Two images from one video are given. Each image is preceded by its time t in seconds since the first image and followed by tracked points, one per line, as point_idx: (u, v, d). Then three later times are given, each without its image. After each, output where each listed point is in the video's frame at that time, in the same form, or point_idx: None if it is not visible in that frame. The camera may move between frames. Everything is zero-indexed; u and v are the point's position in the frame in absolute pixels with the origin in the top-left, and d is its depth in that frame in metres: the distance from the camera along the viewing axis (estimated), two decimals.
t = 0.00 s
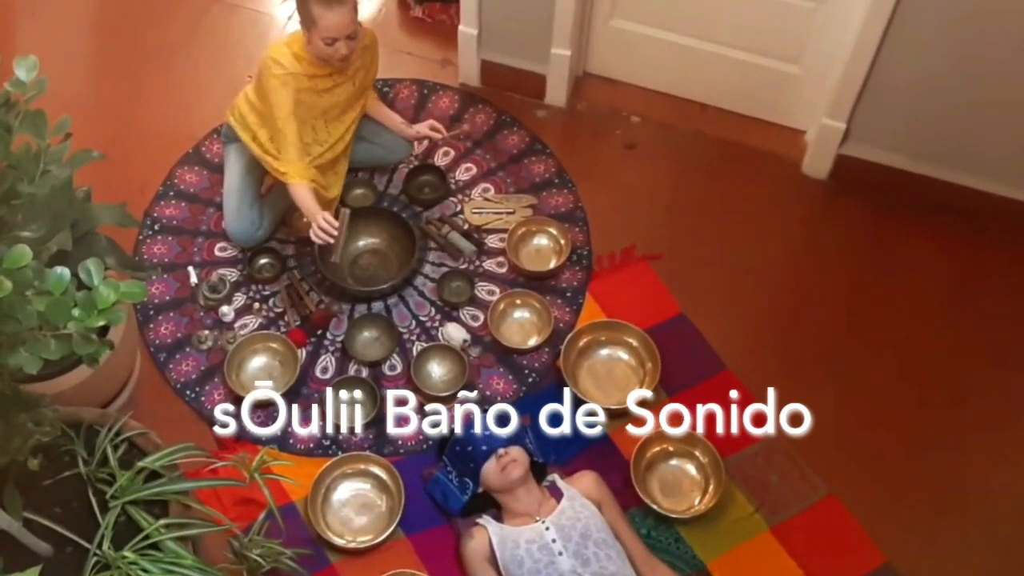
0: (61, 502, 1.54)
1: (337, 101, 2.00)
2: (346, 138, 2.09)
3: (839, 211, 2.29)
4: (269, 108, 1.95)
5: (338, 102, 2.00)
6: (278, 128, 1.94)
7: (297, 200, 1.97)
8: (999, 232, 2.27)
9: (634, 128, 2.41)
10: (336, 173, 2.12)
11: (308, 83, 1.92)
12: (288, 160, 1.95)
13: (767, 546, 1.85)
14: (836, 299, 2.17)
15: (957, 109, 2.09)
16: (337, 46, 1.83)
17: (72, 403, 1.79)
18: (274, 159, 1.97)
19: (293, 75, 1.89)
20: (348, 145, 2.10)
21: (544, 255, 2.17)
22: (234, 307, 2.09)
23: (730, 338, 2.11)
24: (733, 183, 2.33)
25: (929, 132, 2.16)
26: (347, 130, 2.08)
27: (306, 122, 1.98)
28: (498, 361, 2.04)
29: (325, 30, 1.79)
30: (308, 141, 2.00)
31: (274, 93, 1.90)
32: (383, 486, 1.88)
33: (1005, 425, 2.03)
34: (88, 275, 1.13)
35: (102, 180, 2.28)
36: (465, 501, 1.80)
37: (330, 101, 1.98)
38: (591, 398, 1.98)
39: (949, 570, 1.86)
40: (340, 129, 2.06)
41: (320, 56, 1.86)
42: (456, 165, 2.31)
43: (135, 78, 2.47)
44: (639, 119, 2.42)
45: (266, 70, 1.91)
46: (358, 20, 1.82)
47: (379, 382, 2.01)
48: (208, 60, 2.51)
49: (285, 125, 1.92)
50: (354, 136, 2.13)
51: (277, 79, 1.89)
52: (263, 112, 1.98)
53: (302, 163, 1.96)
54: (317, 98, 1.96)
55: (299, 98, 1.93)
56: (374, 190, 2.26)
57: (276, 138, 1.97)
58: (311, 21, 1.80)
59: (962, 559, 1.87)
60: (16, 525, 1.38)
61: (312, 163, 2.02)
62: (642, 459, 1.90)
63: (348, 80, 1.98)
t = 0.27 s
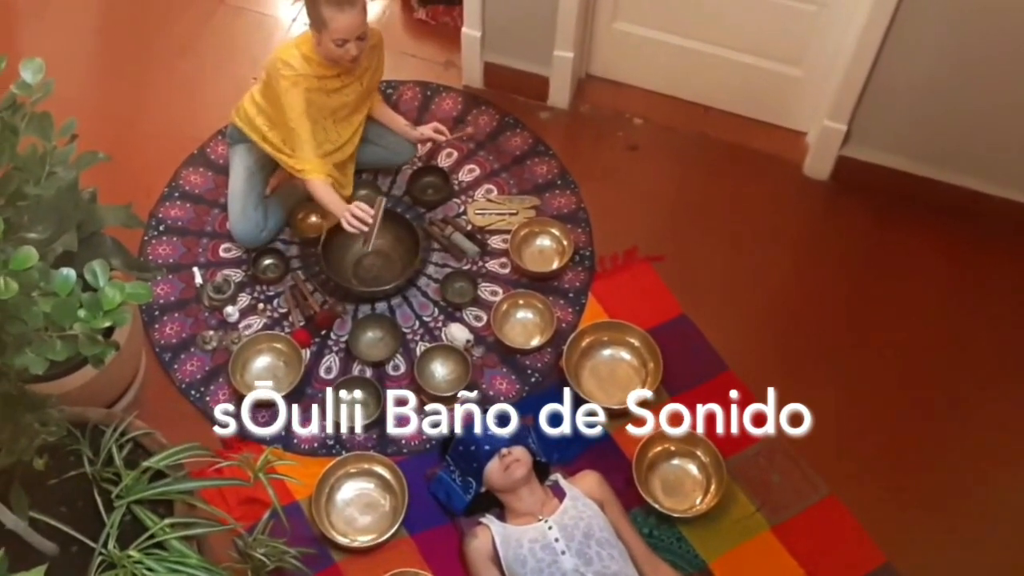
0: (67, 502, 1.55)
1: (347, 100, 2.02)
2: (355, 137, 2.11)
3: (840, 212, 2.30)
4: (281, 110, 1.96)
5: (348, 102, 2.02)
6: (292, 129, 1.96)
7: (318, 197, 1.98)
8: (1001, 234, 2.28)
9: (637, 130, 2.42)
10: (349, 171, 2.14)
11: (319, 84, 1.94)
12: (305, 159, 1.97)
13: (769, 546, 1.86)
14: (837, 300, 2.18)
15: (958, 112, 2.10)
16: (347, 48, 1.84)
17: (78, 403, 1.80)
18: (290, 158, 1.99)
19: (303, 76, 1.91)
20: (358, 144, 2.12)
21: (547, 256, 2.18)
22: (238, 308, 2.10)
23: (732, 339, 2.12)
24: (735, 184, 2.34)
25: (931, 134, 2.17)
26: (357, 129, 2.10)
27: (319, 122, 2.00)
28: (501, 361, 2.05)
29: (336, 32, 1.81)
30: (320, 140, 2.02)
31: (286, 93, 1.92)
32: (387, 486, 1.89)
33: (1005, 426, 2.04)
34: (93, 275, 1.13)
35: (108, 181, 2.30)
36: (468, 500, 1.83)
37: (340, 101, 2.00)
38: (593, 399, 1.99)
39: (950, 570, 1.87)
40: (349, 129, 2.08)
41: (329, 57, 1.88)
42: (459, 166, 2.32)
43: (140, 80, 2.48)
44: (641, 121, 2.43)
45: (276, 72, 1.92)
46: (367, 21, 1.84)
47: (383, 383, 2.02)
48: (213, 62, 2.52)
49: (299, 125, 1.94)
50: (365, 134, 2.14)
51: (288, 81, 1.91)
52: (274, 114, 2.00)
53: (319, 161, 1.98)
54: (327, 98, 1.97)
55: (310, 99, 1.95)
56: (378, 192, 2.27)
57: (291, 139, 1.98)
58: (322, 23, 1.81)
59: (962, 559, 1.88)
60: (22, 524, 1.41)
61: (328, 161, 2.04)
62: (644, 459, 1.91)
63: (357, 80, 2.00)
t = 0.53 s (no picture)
0: (76, 503, 1.57)
1: (357, 102, 2.03)
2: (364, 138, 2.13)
3: (843, 216, 2.31)
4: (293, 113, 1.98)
5: (358, 103, 2.04)
6: (304, 130, 1.97)
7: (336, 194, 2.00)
8: (1003, 237, 2.29)
9: (641, 133, 2.43)
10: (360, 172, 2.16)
11: (330, 85, 1.95)
12: (320, 159, 1.98)
13: (771, 546, 1.87)
14: (840, 302, 2.19)
15: (959, 116, 2.11)
16: (358, 50, 1.86)
17: (86, 404, 1.82)
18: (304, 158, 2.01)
19: (314, 79, 1.93)
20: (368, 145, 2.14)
21: (551, 259, 2.20)
22: (245, 310, 2.12)
23: (735, 341, 2.13)
24: (738, 187, 2.35)
25: (932, 138, 2.18)
26: (366, 130, 2.12)
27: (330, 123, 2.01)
28: (506, 363, 2.07)
29: (347, 35, 1.82)
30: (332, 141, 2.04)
31: (297, 96, 1.94)
32: (393, 486, 1.90)
33: (1007, 428, 2.05)
34: (102, 279, 1.15)
35: (116, 184, 2.32)
36: (473, 501, 1.83)
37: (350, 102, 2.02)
38: (598, 400, 2.00)
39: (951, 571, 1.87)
40: (358, 129, 2.10)
41: (340, 59, 1.90)
42: (464, 170, 2.34)
43: (149, 85, 2.51)
44: (645, 125, 2.44)
45: (286, 75, 1.94)
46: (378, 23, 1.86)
47: (388, 384, 2.04)
48: (221, 66, 2.54)
49: (312, 126, 1.96)
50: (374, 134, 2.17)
51: (299, 83, 1.93)
52: (286, 116, 2.02)
53: (334, 160, 2.00)
54: (338, 100, 1.99)
55: (322, 100, 1.96)
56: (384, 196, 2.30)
57: (304, 140, 2.00)
58: (333, 26, 1.83)
59: (963, 560, 1.89)
60: (30, 525, 1.43)
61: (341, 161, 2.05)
62: (647, 460, 1.92)
63: (366, 81, 2.01)
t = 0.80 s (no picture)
0: (86, 504, 1.59)
1: (368, 104, 2.05)
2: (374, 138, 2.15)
3: (847, 219, 2.32)
4: (305, 115, 2.00)
5: (369, 104, 2.05)
6: (318, 132, 1.99)
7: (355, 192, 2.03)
8: (1008, 240, 2.29)
9: (646, 137, 2.45)
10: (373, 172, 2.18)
11: (341, 87, 1.97)
12: (336, 159, 2.01)
13: (776, 548, 1.88)
14: (844, 305, 2.20)
15: (962, 120, 2.12)
16: (369, 52, 1.88)
17: (96, 406, 1.84)
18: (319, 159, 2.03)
19: (326, 81, 1.95)
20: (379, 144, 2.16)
21: (557, 262, 2.21)
22: (254, 313, 2.14)
23: (740, 344, 2.14)
24: (743, 191, 2.37)
25: (935, 142, 2.19)
26: (376, 130, 2.14)
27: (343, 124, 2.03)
28: (512, 365, 2.08)
29: (359, 37, 1.84)
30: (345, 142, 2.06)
31: (310, 98, 1.96)
32: (400, 488, 1.92)
33: (1011, 431, 2.05)
34: (111, 282, 1.17)
35: (126, 188, 2.34)
36: (480, 502, 1.83)
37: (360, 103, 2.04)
38: (604, 402, 2.01)
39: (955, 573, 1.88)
40: (368, 129, 2.12)
41: (351, 61, 1.92)
42: (471, 174, 2.36)
43: (158, 89, 2.53)
44: (650, 129, 2.46)
45: (298, 78, 1.96)
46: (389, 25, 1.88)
47: (396, 386, 2.05)
48: (230, 71, 2.57)
49: (326, 128, 1.98)
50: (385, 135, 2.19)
51: (311, 86, 1.95)
52: (299, 118, 2.04)
53: (350, 160, 2.02)
54: (349, 101, 2.01)
55: (334, 102, 1.98)
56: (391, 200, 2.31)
57: (317, 142, 2.02)
58: (345, 28, 1.85)
59: (967, 562, 1.89)
60: (41, 525, 1.45)
61: (355, 161, 2.08)
62: (653, 462, 1.93)
63: (376, 82, 2.03)
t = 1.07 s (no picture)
0: (96, 504, 1.61)
1: (379, 105, 2.07)
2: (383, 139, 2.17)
3: (852, 220, 2.33)
4: (317, 115, 2.02)
5: (379, 105, 2.07)
6: (330, 133, 2.01)
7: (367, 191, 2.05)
8: (1013, 242, 2.30)
9: (652, 140, 2.46)
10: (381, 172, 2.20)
11: (352, 88, 1.99)
12: (348, 158, 2.02)
13: (781, 547, 1.89)
14: (850, 307, 2.21)
15: (966, 122, 2.13)
16: (380, 52, 1.90)
17: (107, 407, 1.86)
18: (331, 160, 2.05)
19: (337, 82, 1.97)
20: (388, 145, 2.18)
21: (564, 264, 2.23)
22: (263, 314, 2.16)
23: (746, 345, 2.15)
24: (748, 193, 2.38)
25: (940, 144, 2.20)
26: (384, 130, 2.16)
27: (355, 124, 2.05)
28: (519, 366, 2.09)
29: (370, 37, 1.86)
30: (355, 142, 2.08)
31: (322, 99, 1.97)
32: (408, 488, 1.93)
33: (1015, 432, 2.06)
34: (121, 284, 1.19)
35: (136, 190, 2.36)
36: (487, 502, 1.84)
37: (370, 104, 2.06)
38: (610, 402, 2.03)
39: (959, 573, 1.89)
40: (377, 130, 2.14)
41: (362, 62, 1.93)
42: (478, 176, 2.37)
43: (169, 92, 2.55)
44: (656, 132, 2.47)
45: (309, 79, 1.98)
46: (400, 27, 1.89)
47: (404, 387, 2.07)
48: (239, 75, 2.59)
49: (338, 128, 2.00)
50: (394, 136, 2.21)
51: (323, 87, 1.96)
52: (310, 119, 2.06)
53: (362, 160, 2.04)
54: (359, 102, 2.03)
55: (345, 103, 2.00)
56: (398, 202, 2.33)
57: (328, 142, 2.04)
58: (356, 29, 1.86)
59: (971, 562, 1.90)
60: (51, 525, 1.48)
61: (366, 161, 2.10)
62: (659, 461, 1.94)
63: (386, 82, 2.05)
